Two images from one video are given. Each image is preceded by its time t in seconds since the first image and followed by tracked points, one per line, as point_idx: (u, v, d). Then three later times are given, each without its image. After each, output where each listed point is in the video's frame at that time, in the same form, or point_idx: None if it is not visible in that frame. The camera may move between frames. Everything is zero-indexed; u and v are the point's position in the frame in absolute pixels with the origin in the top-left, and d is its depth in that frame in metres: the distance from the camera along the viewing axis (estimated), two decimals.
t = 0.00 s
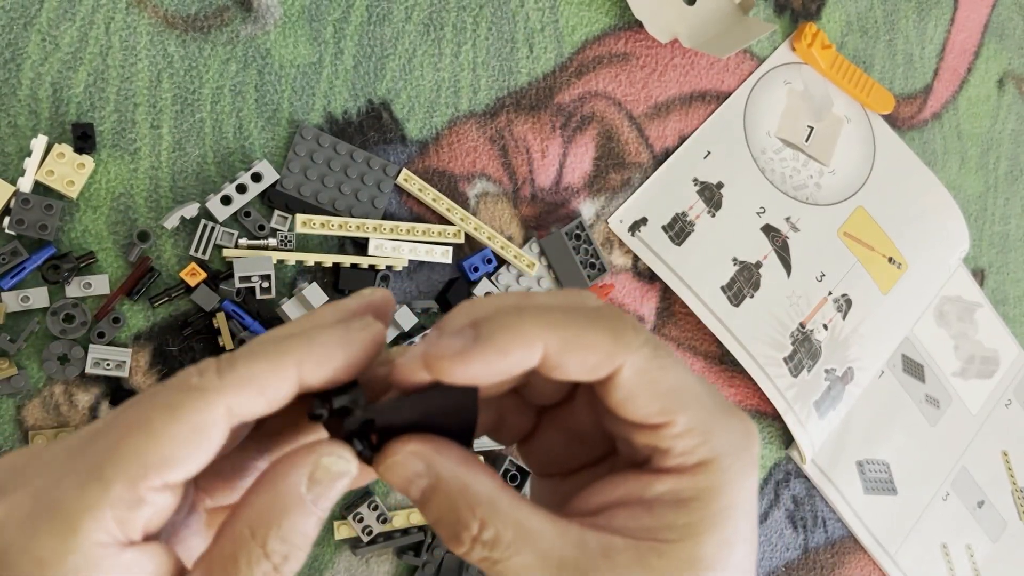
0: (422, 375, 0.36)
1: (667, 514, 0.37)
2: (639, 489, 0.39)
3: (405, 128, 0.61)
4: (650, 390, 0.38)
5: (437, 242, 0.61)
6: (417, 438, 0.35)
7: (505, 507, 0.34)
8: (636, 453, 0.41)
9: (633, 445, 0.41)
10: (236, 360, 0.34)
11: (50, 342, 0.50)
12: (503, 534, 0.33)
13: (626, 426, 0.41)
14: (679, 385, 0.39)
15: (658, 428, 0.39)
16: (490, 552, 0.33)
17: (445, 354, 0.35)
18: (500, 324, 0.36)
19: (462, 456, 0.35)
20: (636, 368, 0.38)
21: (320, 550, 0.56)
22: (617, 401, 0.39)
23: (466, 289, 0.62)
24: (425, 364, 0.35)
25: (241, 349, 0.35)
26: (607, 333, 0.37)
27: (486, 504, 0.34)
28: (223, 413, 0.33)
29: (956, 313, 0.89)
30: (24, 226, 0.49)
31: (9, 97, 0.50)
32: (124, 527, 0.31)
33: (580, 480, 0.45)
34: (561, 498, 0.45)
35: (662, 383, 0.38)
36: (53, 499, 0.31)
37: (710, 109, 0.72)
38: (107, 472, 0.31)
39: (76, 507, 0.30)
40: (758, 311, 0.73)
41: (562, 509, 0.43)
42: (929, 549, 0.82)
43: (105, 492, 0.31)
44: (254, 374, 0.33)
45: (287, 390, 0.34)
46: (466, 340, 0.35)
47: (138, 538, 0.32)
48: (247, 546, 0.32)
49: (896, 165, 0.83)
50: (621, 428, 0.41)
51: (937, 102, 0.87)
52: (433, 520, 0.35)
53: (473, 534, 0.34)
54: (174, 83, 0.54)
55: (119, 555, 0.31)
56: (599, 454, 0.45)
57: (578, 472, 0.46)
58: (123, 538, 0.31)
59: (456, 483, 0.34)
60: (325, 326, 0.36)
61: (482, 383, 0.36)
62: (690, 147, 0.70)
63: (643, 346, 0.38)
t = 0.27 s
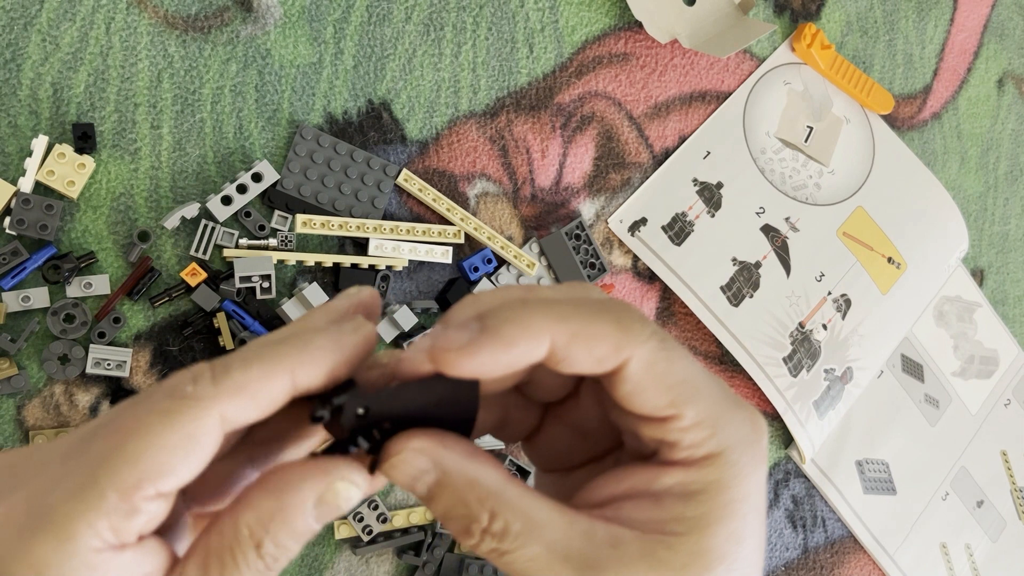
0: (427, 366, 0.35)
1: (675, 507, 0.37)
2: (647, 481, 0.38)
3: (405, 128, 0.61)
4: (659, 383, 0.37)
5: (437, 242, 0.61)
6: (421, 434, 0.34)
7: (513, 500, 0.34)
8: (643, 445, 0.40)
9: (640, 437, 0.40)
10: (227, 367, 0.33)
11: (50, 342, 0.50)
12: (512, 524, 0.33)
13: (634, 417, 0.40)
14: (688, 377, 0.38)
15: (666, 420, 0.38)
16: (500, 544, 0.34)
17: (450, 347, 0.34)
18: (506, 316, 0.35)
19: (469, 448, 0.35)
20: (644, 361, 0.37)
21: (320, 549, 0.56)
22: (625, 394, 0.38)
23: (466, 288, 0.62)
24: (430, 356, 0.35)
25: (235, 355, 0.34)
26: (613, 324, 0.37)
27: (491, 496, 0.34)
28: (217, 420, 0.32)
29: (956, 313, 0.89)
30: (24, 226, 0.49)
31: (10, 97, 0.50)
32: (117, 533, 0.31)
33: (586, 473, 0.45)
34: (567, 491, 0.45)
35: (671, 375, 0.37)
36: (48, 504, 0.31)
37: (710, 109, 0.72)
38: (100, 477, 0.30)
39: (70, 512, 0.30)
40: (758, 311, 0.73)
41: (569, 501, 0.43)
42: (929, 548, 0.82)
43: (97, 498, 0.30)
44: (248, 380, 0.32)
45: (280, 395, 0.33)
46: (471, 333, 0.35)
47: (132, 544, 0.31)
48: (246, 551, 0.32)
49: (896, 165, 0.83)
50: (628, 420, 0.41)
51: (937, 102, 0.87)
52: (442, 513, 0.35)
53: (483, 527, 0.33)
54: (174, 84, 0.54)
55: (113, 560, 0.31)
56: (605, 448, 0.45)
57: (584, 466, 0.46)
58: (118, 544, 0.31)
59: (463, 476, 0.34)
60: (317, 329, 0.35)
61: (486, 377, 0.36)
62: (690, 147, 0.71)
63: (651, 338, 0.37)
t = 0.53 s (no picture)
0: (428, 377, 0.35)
1: (677, 504, 0.37)
2: (648, 480, 0.38)
3: (405, 128, 0.61)
4: (656, 381, 0.37)
5: (437, 242, 0.61)
6: (419, 448, 0.34)
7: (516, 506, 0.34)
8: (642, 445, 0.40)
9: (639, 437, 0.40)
10: (219, 406, 0.30)
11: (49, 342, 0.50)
12: (515, 533, 0.33)
13: (632, 417, 0.40)
14: (684, 374, 0.38)
15: (664, 418, 0.38)
16: (506, 552, 0.33)
17: (450, 355, 0.34)
18: (504, 321, 0.35)
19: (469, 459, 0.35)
20: (642, 359, 0.37)
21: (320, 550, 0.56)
22: (623, 394, 0.38)
23: (466, 289, 0.62)
24: (429, 364, 0.35)
25: (233, 388, 0.31)
26: (610, 323, 0.37)
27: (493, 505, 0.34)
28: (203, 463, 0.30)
29: (956, 313, 0.89)
30: (24, 227, 0.49)
31: (9, 97, 0.50)
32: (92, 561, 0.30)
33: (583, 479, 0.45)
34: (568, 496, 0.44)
35: (669, 371, 0.38)
36: (21, 529, 0.29)
37: (710, 109, 0.72)
38: (77, 514, 0.29)
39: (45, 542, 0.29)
40: (758, 311, 0.73)
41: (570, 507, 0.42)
42: (929, 548, 0.82)
43: (73, 534, 0.29)
44: (244, 425, 0.30)
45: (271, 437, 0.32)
46: (470, 340, 0.35)
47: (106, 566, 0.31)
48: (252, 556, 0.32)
49: (896, 165, 0.83)
50: (625, 420, 0.41)
51: (937, 102, 0.87)
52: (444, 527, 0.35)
53: (488, 536, 0.34)
54: (174, 84, 0.54)
55: None
56: (602, 450, 0.45)
57: (582, 470, 0.46)
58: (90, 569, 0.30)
59: (465, 485, 0.34)
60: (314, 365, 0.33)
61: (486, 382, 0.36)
62: (690, 147, 0.71)
63: (647, 335, 0.38)
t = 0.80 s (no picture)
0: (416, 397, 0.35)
1: (668, 532, 0.37)
2: (640, 505, 0.37)
3: (405, 128, 0.61)
4: (652, 417, 0.35)
5: (437, 242, 0.61)
6: (412, 448, 0.35)
7: (506, 521, 0.33)
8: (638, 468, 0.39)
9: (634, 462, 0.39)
10: (216, 418, 0.30)
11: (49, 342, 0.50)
12: (500, 546, 0.33)
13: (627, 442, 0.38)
14: (685, 409, 0.35)
15: (660, 452, 0.36)
16: (489, 564, 0.33)
17: (434, 404, 0.33)
18: (488, 363, 0.32)
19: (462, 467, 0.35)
20: (637, 398, 0.34)
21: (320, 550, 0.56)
22: (617, 428, 0.35)
23: (466, 288, 0.62)
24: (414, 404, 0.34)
25: (223, 397, 0.30)
26: (604, 359, 0.33)
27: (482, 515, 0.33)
28: (207, 474, 0.29)
29: (956, 313, 0.89)
30: (24, 227, 0.49)
31: (9, 97, 0.50)
32: None
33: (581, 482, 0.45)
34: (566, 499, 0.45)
35: (665, 410, 0.35)
36: (25, 559, 0.29)
37: (710, 109, 0.72)
38: (80, 538, 0.28)
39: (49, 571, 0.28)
40: (758, 311, 0.73)
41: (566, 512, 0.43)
42: (930, 548, 0.82)
43: (80, 560, 0.28)
44: (241, 433, 0.30)
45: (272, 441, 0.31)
46: (453, 385, 0.33)
47: None
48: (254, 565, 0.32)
49: (896, 165, 0.83)
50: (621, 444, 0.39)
51: (937, 102, 0.87)
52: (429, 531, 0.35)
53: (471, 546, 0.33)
54: (174, 84, 0.54)
55: None
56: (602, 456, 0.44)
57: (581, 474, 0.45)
58: None
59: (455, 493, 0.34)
60: (303, 358, 0.33)
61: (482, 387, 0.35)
62: (690, 147, 0.70)
63: (643, 371, 0.34)
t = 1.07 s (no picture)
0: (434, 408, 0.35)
1: (670, 543, 0.37)
2: (644, 513, 0.38)
3: (405, 128, 0.61)
4: (661, 426, 0.35)
5: (437, 242, 0.61)
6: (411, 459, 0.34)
7: (503, 524, 0.34)
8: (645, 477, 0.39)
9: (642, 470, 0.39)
10: (232, 409, 0.30)
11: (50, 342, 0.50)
12: (500, 550, 0.34)
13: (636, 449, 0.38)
14: (694, 420, 0.36)
15: (668, 460, 0.36)
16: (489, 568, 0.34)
17: (451, 416, 0.33)
18: (503, 368, 0.33)
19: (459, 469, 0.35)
20: (648, 406, 0.34)
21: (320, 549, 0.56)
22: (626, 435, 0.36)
23: (466, 289, 0.62)
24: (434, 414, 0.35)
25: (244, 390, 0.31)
26: (616, 369, 0.34)
27: (482, 520, 0.34)
28: (222, 465, 0.30)
29: (956, 313, 0.89)
30: (24, 227, 0.49)
31: (9, 97, 0.50)
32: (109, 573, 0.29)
33: (586, 489, 0.45)
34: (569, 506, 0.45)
35: (676, 418, 0.35)
36: (35, 542, 0.29)
37: (710, 109, 0.72)
38: (93, 521, 0.28)
39: (58, 554, 0.28)
40: (758, 311, 0.73)
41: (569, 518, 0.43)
42: (930, 548, 0.82)
43: (89, 544, 0.28)
44: (257, 424, 0.30)
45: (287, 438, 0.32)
46: (470, 394, 0.34)
47: None
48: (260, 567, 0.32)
49: (896, 165, 0.83)
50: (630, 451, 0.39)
51: (937, 102, 0.87)
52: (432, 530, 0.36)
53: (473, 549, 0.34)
54: (174, 84, 0.54)
55: None
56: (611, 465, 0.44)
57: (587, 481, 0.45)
58: None
59: (454, 501, 0.34)
60: (321, 355, 0.33)
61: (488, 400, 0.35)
62: (690, 147, 0.71)
63: (658, 377, 0.35)
